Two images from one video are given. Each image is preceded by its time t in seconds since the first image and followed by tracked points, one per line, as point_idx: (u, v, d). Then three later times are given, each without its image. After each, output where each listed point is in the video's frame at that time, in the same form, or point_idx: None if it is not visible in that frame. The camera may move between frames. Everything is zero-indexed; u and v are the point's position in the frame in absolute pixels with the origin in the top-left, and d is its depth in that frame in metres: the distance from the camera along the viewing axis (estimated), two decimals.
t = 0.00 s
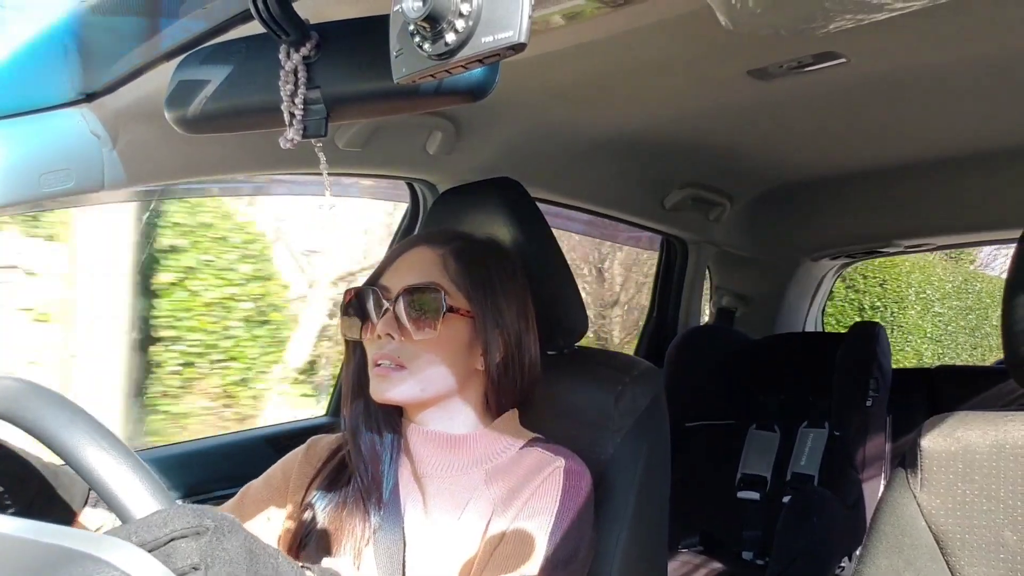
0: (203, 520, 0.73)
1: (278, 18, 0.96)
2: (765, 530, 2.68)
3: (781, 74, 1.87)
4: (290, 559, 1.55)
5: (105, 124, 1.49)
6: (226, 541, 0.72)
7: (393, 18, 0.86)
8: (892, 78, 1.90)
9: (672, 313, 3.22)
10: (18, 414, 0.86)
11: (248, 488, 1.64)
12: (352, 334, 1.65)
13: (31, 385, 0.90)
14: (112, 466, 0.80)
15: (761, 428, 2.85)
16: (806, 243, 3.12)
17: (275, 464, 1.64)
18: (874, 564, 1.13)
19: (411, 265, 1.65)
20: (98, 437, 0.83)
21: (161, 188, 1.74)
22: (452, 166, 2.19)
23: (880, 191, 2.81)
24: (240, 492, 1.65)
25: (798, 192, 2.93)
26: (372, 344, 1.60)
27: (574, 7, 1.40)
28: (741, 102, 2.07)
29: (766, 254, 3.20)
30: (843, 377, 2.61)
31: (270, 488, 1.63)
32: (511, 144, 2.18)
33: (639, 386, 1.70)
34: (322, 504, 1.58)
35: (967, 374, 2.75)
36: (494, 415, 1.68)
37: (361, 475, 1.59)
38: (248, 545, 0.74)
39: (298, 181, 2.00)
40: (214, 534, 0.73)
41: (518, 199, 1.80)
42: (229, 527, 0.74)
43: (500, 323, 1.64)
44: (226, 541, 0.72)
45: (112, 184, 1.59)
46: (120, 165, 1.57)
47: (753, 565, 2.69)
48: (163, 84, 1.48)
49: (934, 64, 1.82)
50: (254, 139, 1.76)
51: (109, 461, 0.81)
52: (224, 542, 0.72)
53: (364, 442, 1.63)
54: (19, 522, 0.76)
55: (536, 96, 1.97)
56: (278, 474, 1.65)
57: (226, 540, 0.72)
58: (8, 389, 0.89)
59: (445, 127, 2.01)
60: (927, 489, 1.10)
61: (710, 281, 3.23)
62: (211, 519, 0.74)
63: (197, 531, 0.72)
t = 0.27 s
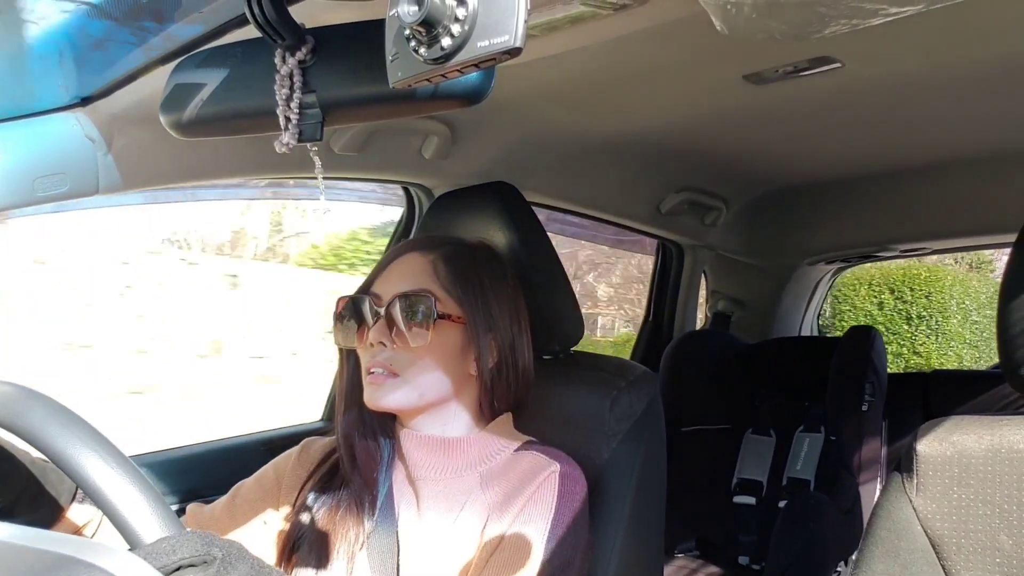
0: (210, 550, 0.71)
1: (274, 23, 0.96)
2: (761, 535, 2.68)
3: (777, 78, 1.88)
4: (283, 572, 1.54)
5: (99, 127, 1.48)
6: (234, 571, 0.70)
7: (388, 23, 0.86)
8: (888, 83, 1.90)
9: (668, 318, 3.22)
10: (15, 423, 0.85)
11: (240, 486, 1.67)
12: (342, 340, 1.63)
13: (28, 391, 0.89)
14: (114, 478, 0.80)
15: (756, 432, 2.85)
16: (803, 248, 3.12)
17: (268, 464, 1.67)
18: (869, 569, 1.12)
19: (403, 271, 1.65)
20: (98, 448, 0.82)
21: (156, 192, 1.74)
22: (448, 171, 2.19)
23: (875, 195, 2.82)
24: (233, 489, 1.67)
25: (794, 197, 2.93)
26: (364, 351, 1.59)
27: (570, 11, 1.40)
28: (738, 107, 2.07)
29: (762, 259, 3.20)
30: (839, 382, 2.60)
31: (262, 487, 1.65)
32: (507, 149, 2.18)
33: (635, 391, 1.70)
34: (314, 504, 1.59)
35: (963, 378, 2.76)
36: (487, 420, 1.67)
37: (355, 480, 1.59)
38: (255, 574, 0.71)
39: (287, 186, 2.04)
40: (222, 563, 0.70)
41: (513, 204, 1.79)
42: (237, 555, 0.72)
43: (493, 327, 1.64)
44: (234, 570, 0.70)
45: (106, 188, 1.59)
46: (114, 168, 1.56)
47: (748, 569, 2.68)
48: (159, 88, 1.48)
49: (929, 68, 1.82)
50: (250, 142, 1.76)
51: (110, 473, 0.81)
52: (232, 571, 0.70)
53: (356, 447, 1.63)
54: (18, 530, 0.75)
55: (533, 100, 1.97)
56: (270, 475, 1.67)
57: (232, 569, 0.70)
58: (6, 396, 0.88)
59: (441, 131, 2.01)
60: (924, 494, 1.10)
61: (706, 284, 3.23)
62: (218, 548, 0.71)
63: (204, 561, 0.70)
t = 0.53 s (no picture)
0: (208, 554, 0.69)
1: (270, 23, 0.98)
2: (756, 534, 2.68)
3: (772, 78, 1.88)
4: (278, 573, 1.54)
5: (94, 127, 1.48)
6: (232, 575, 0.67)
7: (384, 22, 0.86)
8: (883, 83, 1.91)
9: (663, 317, 3.23)
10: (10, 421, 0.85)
11: (236, 484, 1.67)
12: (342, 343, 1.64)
13: (25, 393, 0.89)
14: (108, 477, 0.80)
15: (752, 431, 2.84)
16: (798, 248, 3.13)
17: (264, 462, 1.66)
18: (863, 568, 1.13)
19: (401, 272, 1.65)
20: (92, 446, 0.82)
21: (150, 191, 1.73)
22: (444, 170, 2.19)
23: (869, 195, 2.83)
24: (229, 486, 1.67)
25: (789, 197, 2.94)
26: (362, 352, 1.60)
27: (565, 11, 1.40)
28: (732, 107, 2.07)
29: (757, 259, 3.21)
30: (834, 381, 2.61)
31: (258, 485, 1.65)
32: (503, 149, 2.18)
33: (630, 391, 1.70)
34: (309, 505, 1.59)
35: (956, 377, 2.77)
36: (484, 419, 1.67)
37: (352, 480, 1.59)
38: None
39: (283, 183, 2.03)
40: (220, 567, 0.68)
41: (509, 204, 1.79)
42: (235, 559, 0.70)
43: (489, 328, 1.64)
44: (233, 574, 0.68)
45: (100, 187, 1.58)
46: (109, 168, 1.56)
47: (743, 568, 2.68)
48: (154, 87, 1.48)
49: (922, 69, 1.83)
50: (246, 142, 1.75)
51: (107, 474, 0.81)
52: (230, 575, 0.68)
53: (354, 448, 1.64)
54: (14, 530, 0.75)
55: (529, 100, 1.97)
56: (266, 472, 1.67)
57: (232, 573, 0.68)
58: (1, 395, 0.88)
59: (437, 131, 2.02)
60: (918, 493, 1.10)
61: (702, 285, 3.24)
62: (216, 552, 0.69)
63: (202, 565, 0.68)
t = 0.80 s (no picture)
0: (205, 539, 0.72)
1: (268, 15, 0.96)
2: (756, 527, 2.67)
3: (773, 72, 1.87)
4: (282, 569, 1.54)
5: (94, 120, 1.48)
6: (228, 560, 0.71)
7: (385, 15, 0.85)
8: (884, 77, 1.90)
9: (664, 311, 3.22)
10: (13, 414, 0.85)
11: (239, 480, 1.66)
12: (345, 338, 1.63)
13: (25, 385, 0.88)
14: (111, 473, 0.80)
15: (752, 426, 2.85)
16: (799, 242, 3.12)
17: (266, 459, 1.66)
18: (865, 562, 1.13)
19: (403, 266, 1.65)
20: (94, 441, 0.82)
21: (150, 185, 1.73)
22: (445, 164, 2.19)
23: (871, 189, 2.82)
24: (232, 482, 1.67)
25: (790, 191, 2.93)
26: (365, 346, 1.59)
27: (566, 4, 1.40)
28: (734, 100, 2.07)
29: (757, 253, 3.21)
30: (836, 374, 2.61)
31: (259, 481, 1.65)
32: (503, 142, 2.18)
33: (631, 385, 1.70)
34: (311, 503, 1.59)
35: (957, 371, 2.77)
36: (487, 413, 1.67)
37: (355, 475, 1.59)
38: (247, 562, 0.72)
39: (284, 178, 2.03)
40: (217, 551, 0.71)
41: (511, 197, 1.79)
42: (230, 543, 0.73)
43: (492, 321, 1.64)
44: (228, 558, 0.71)
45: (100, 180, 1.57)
46: (109, 162, 1.56)
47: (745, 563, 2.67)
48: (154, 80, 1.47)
49: (925, 63, 1.82)
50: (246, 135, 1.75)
51: (108, 466, 0.81)
52: (227, 559, 0.71)
53: (355, 442, 1.63)
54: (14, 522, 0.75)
55: (530, 94, 1.96)
56: (268, 467, 1.67)
57: (226, 556, 0.71)
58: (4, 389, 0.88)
59: (438, 124, 2.01)
60: (919, 486, 1.10)
61: (704, 279, 3.25)
62: (212, 537, 0.72)
63: (199, 550, 0.70)
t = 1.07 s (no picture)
0: (204, 539, 0.72)
1: (269, 14, 0.98)
2: (755, 526, 2.68)
3: (771, 71, 1.88)
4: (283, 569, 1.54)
5: (92, 119, 1.48)
6: (227, 561, 0.71)
7: (383, 14, 0.85)
8: (883, 76, 1.90)
9: (662, 310, 3.22)
10: (9, 413, 0.85)
11: (238, 479, 1.67)
12: (344, 339, 1.63)
13: (22, 384, 0.88)
14: (108, 471, 0.80)
15: (751, 425, 2.85)
16: (797, 241, 3.13)
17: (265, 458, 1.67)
18: (862, 561, 1.13)
19: (402, 266, 1.65)
20: (91, 439, 0.82)
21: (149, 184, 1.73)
22: (443, 163, 2.19)
23: (869, 188, 2.82)
24: (231, 482, 1.67)
25: (788, 190, 2.93)
26: (364, 347, 1.59)
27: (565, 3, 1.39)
28: (732, 99, 2.07)
29: (755, 252, 3.21)
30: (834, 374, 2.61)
31: (260, 480, 1.66)
32: (501, 142, 2.18)
33: (630, 384, 1.70)
34: (311, 502, 1.59)
35: (955, 370, 2.77)
36: (487, 413, 1.67)
37: (354, 475, 1.58)
38: (247, 563, 0.72)
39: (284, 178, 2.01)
40: (216, 551, 0.71)
41: (509, 195, 1.79)
42: (229, 544, 0.73)
43: (492, 320, 1.64)
44: (227, 559, 0.71)
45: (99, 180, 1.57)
46: (107, 161, 1.55)
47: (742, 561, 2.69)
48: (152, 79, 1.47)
49: (923, 62, 1.82)
50: (244, 134, 1.75)
51: (104, 465, 0.80)
52: (225, 559, 0.71)
53: (355, 442, 1.63)
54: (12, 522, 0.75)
55: (529, 93, 1.96)
56: (267, 468, 1.67)
57: (226, 558, 0.71)
58: None
59: (436, 123, 2.01)
60: (917, 485, 1.10)
61: (701, 276, 3.22)
62: (212, 537, 0.73)
63: (198, 550, 0.70)
